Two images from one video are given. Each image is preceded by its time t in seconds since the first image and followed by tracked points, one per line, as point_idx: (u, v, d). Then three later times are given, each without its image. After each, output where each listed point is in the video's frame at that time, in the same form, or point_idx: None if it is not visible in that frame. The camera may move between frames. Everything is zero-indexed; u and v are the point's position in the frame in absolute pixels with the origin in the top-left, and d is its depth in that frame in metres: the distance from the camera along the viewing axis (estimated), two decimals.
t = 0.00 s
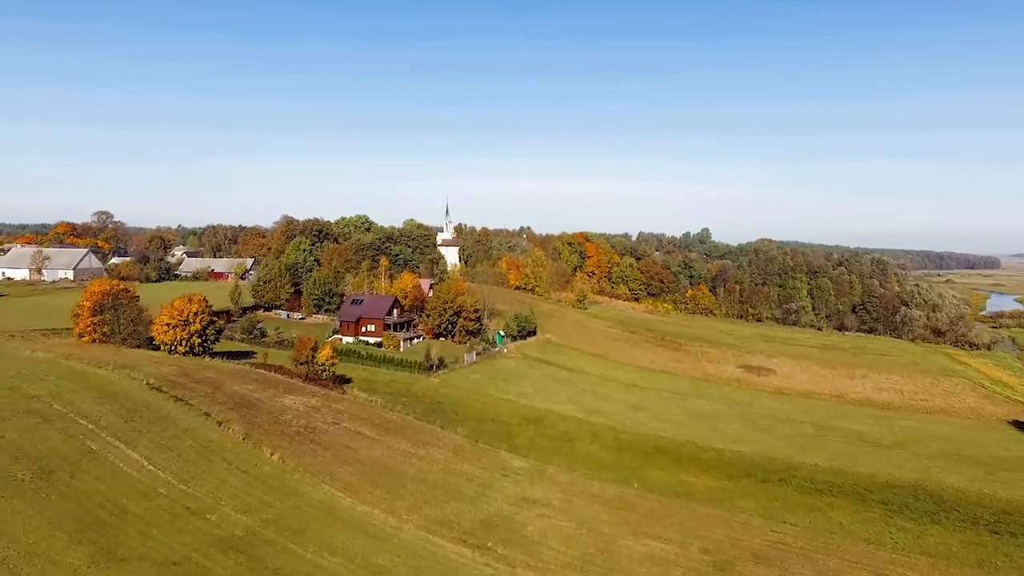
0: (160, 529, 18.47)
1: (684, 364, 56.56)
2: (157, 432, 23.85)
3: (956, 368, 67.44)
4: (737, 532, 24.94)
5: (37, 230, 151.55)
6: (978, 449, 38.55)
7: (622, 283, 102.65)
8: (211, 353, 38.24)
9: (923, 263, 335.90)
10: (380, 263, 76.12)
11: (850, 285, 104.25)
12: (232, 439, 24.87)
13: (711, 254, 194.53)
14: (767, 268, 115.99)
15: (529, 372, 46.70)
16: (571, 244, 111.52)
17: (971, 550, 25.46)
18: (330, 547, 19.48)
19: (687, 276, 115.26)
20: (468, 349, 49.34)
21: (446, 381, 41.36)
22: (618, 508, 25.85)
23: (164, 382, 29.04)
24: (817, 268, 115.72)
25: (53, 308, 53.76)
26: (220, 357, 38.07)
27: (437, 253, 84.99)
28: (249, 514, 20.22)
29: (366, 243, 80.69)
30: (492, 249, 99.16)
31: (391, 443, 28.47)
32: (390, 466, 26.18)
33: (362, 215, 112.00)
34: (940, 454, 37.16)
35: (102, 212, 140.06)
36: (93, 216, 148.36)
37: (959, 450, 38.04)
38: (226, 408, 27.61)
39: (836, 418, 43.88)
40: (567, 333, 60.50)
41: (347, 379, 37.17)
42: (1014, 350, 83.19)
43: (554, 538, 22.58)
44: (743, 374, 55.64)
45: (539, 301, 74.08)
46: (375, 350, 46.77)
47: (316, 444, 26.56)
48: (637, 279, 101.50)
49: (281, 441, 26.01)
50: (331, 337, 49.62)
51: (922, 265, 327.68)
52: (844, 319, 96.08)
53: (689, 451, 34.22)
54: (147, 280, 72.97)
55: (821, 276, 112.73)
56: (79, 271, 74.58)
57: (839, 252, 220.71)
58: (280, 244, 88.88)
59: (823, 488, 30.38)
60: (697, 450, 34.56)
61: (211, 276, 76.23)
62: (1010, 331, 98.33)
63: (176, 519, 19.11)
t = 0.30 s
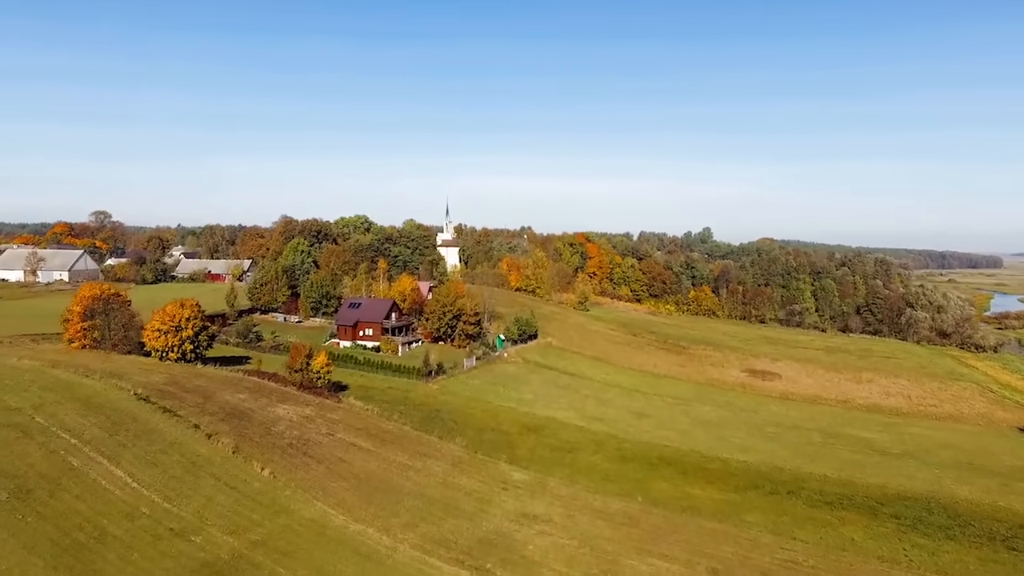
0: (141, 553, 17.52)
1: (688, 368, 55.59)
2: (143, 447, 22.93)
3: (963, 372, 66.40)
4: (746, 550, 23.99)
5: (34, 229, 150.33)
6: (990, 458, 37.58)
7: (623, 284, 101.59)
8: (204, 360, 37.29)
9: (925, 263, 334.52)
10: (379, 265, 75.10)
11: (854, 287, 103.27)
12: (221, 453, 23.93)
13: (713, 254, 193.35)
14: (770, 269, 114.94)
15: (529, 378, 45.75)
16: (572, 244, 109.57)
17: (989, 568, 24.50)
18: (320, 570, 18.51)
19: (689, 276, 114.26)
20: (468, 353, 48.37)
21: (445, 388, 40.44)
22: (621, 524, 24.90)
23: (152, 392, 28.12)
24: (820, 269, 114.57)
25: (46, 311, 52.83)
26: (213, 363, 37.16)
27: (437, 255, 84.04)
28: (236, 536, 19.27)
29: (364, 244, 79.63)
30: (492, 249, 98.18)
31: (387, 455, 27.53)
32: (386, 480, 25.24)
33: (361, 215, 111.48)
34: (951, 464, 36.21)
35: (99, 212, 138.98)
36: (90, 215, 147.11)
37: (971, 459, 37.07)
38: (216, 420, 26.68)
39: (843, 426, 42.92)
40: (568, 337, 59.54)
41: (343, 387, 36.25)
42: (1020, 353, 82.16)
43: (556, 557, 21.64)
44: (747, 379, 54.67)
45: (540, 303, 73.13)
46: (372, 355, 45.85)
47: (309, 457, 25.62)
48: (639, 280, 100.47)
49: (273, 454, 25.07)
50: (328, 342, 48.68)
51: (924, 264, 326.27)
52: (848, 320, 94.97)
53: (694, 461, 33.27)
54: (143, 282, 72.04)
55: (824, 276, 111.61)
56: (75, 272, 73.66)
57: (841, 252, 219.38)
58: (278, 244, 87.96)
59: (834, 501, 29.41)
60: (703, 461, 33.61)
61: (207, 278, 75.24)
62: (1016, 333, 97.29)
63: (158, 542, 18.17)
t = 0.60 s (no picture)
0: None
1: (692, 373, 54.48)
2: (124, 464, 21.84)
3: (972, 376, 65.25)
4: (757, 572, 22.85)
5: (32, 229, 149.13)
6: (1005, 469, 36.46)
7: (625, 285, 100.44)
8: (195, 368, 36.20)
9: (928, 262, 332.94)
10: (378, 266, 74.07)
11: (859, 288, 102.11)
12: (207, 470, 22.82)
13: (714, 254, 191.65)
14: (774, 269, 113.78)
15: (530, 384, 44.65)
16: (574, 245, 107.87)
17: None
18: None
19: (692, 277, 113.04)
20: (468, 359, 47.27)
21: (444, 396, 39.36)
22: (627, 544, 23.78)
23: (138, 404, 27.03)
24: (824, 269, 113.29)
25: (37, 315, 51.75)
26: (204, 371, 36.08)
27: (437, 256, 82.93)
28: (219, 563, 18.12)
29: (363, 245, 78.52)
30: (493, 250, 97.02)
31: (382, 470, 26.41)
32: (380, 498, 24.12)
33: (361, 215, 110.48)
34: (966, 475, 35.10)
35: (97, 211, 137.91)
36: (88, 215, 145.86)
37: (986, 471, 35.96)
38: (203, 434, 25.57)
39: (852, 434, 41.81)
40: (570, 341, 58.40)
41: (338, 396, 35.17)
42: None
43: None
44: (753, 384, 53.54)
45: (541, 306, 72.01)
46: (369, 361, 44.79)
47: (299, 473, 24.49)
48: (641, 281, 99.26)
49: (262, 470, 23.94)
50: (324, 347, 47.63)
51: (927, 264, 324.70)
52: (853, 322, 93.79)
53: (700, 474, 32.16)
54: (138, 284, 70.98)
55: (828, 277, 110.35)
56: (69, 274, 72.60)
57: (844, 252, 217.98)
58: (276, 245, 86.89)
59: (846, 518, 28.29)
60: (709, 473, 32.48)
61: (204, 279, 74.12)
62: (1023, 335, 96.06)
63: (135, 571, 17.02)
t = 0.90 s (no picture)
0: None
1: (696, 378, 53.48)
2: (106, 482, 20.85)
3: (980, 380, 64.20)
4: None
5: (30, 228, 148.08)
6: (1019, 480, 35.46)
7: (627, 285, 99.42)
8: (186, 376, 35.20)
9: (929, 262, 331.64)
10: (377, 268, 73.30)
11: (863, 290, 101.13)
12: (193, 487, 21.80)
13: (716, 254, 189.76)
14: (777, 270, 112.73)
15: (531, 390, 43.68)
16: (575, 246, 106.94)
17: None
18: None
19: (694, 277, 111.96)
20: (467, 364, 46.31)
21: (442, 403, 38.40)
22: (632, 564, 22.80)
23: (124, 416, 26.06)
24: (827, 269, 112.18)
25: (29, 318, 50.86)
26: (196, 378, 35.15)
27: (436, 257, 81.96)
28: None
29: (361, 246, 77.62)
30: (493, 250, 96.01)
31: (377, 485, 25.37)
32: (375, 515, 23.11)
33: (360, 215, 109.58)
34: (979, 486, 34.11)
35: (95, 210, 136.92)
36: (85, 214, 144.57)
37: (999, 481, 34.97)
38: (191, 447, 24.58)
39: (861, 442, 40.81)
40: (571, 344, 57.38)
41: (333, 404, 34.21)
42: None
43: None
44: (758, 389, 52.53)
45: (542, 308, 71.03)
46: (367, 367, 43.85)
47: (290, 489, 23.46)
48: (643, 282, 98.17)
49: (251, 487, 22.91)
50: (321, 352, 46.71)
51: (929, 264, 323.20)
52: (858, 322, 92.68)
53: (706, 486, 31.18)
54: (133, 286, 70.06)
55: (831, 278, 109.27)
56: (64, 275, 71.74)
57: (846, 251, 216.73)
58: (274, 245, 85.98)
59: (859, 534, 27.31)
60: (716, 485, 31.46)
61: (201, 281, 73.13)
62: None
63: None
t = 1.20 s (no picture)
0: None
1: (701, 383, 52.25)
2: (83, 505, 19.71)
3: (991, 384, 62.87)
4: None
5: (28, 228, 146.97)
6: None
7: (630, 286, 98.18)
8: (176, 385, 34.07)
9: (933, 261, 329.72)
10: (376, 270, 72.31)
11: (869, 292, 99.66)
12: (175, 509, 20.62)
13: (719, 254, 187.67)
14: (781, 270, 111.39)
15: (532, 397, 42.50)
16: (577, 246, 105.81)
17: None
18: None
19: (698, 278, 110.23)
20: (467, 370, 45.13)
21: (441, 413, 37.23)
22: None
23: (107, 430, 24.94)
24: (832, 269, 110.79)
25: (19, 322, 49.76)
26: (186, 387, 34.00)
27: (436, 258, 80.71)
28: None
29: (361, 246, 76.51)
30: (494, 251, 94.81)
31: (371, 504, 24.17)
32: (368, 537, 21.92)
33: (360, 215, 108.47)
34: (997, 500, 32.92)
35: (93, 209, 135.90)
36: (85, 214, 143.21)
37: (1018, 494, 33.77)
38: (175, 465, 23.44)
39: (873, 452, 39.59)
40: (574, 349, 56.17)
41: (328, 414, 33.06)
42: None
43: None
44: (765, 395, 51.31)
45: (544, 310, 69.82)
46: (364, 373, 42.70)
47: (279, 510, 22.27)
48: (646, 283, 96.89)
49: (237, 508, 21.73)
50: (317, 357, 45.57)
51: (933, 263, 321.24)
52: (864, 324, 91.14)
53: (714, 502, 30.00)
54: (129, 288, 68.95)
55: (836, 279, 107.90)
56: (58, 277, 70.65)
57: (850, 251, 215.21)
58: (272, 246, 84.86)
59: (875, 554, 26.13)
60: (725, 500, 30.28)
61: (197, 283, 72.01)
62: None
63: None
